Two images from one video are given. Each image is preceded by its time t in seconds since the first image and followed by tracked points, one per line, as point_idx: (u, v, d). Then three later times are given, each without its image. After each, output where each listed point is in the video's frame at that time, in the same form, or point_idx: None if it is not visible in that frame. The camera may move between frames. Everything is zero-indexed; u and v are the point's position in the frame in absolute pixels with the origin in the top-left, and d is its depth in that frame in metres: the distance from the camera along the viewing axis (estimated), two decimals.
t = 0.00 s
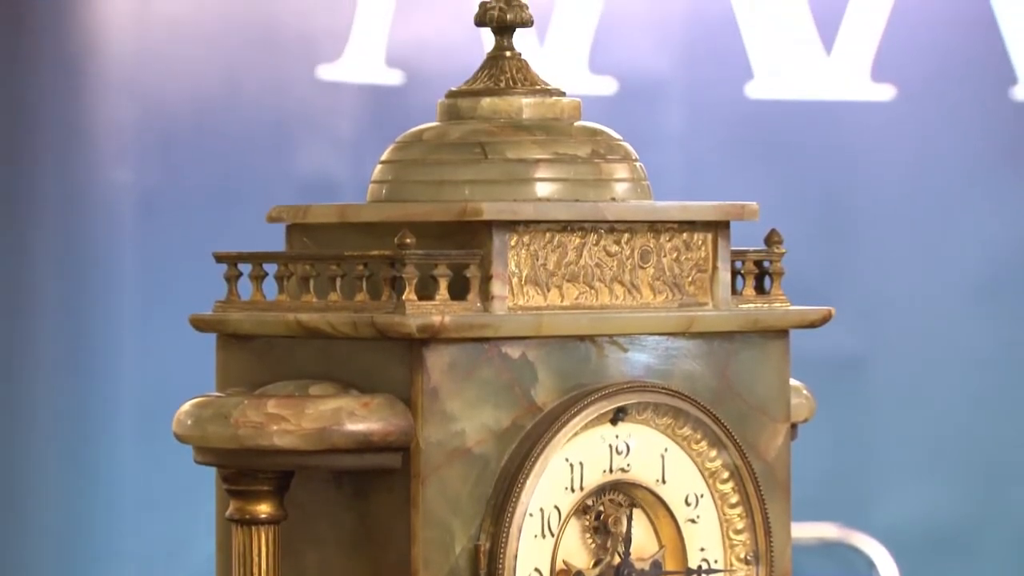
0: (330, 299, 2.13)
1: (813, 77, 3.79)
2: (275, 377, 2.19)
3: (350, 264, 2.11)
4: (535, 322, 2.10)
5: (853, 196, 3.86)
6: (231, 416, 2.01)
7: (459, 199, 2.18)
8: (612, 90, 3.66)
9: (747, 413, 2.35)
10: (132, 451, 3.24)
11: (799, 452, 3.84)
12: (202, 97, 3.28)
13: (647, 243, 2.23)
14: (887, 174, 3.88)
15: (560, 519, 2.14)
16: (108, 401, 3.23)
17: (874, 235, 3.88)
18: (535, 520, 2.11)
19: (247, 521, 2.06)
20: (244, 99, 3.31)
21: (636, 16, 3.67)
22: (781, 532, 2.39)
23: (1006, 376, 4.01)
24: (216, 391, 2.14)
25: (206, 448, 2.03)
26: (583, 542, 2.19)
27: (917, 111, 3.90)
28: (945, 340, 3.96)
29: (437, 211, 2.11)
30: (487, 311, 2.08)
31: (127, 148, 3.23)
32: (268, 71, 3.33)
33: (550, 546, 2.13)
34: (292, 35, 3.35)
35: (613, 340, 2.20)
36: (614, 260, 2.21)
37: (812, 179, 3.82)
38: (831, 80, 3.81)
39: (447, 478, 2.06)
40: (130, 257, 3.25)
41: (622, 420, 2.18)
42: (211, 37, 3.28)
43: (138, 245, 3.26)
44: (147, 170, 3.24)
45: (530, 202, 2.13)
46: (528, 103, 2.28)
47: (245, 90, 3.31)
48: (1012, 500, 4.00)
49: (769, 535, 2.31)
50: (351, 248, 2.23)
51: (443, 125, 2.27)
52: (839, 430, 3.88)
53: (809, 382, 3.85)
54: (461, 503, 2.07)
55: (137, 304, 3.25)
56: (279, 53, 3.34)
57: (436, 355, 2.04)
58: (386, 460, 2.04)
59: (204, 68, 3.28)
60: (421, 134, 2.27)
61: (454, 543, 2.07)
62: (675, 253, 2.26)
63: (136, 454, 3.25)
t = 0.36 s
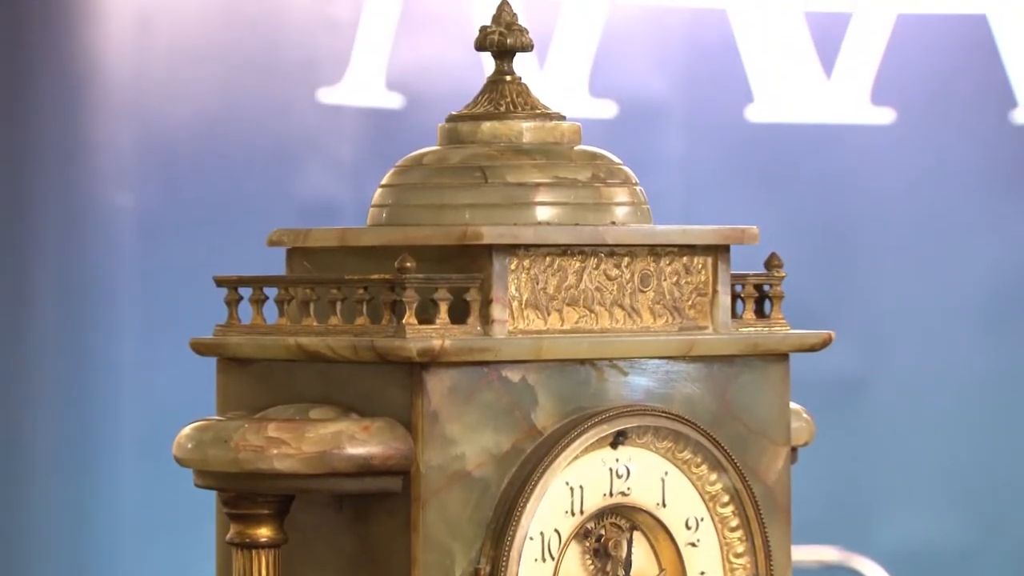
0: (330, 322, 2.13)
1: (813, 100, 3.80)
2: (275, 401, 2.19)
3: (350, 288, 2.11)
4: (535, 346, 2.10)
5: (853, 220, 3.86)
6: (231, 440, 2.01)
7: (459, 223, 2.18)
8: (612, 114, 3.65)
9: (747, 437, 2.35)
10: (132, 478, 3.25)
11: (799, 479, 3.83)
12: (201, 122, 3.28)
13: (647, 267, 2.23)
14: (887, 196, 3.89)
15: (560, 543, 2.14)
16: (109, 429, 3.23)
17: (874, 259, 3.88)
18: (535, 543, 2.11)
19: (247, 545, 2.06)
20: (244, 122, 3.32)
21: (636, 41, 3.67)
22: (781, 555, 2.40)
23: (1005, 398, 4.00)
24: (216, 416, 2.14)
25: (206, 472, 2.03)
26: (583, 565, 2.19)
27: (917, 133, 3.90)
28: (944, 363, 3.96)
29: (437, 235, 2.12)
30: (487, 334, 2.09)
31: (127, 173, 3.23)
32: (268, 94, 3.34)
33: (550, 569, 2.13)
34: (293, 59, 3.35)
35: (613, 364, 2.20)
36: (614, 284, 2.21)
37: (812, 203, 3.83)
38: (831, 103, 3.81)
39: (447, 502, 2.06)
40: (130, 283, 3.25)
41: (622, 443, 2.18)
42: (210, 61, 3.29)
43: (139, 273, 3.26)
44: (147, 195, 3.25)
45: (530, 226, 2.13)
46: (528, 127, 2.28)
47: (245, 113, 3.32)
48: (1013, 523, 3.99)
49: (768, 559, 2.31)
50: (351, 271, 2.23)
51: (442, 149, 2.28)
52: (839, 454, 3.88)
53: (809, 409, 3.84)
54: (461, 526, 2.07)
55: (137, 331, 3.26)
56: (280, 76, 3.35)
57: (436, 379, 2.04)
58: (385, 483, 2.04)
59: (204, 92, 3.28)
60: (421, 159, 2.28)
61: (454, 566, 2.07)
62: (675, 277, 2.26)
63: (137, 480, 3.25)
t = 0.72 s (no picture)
0: (331, 336, 2.13)
1: (813, 113, 3.80)
2: (276, 415, 2.20)
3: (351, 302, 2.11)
4: (535, 359, 2.10)
5: (853, 233, 3.86)
6: (231, 453, 2.01)
7: (460, 237, 2.18)
8: (612, 127, 3.66)
9: (747, 450, 2.35)
10: (133, 491, 3.25)
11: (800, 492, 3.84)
12: (202, 135, 3.28)
13: (647, 281, 2.24)
14: (887, 209, 3.89)
15: (560, 556, 2.15)
16: (110, 441, 3.23)
17: (874, 272, 3.88)
18: (535, 556, 2.12)
19: (247, 559, 2.06)
20: (245, 136, 3.32)
21: (637, 54, 3.68)
22: (781, 568, 2.40)
23: (1005, 410, 3.99)
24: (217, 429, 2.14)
25: (206, 485, 2.03)
26: None
27: (917, 146, 3.90)
28: (944, 376, 3.96)
29: (437, 249, 2.12)
30: (487, 348, 2.09)
31: (127, 186, 3.23)
32: (268, 106, 3.34)
33: None
34: (293, 72, 3.35)
35: (613, 378, 2.20)
36: (614, 298, 2.21)
37: (812, 217, 3.83)
38: (832, 117, 3.81)
39: (447, 515, 2.06)
40: (131, 296, 3.25)
41: (622, 457, 2.18)
42: (210, 75, 3.29)
43: (140, 286, 3.26)
44: (147, 208, 3.25)
45: (530, 240, 2.13)
46: (528, 141, 2.28)
47: (245, 126, 3.32)
48: (1015, 535, 3.98)
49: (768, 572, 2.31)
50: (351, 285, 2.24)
51: (443, 163, 2.28)
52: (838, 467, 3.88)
53: (809, 422, 3.85)
54: (461, 540, 2.07)
55: (138, 345, 3.26)
56: (280, 89, 3.35)
57: (437, 393, 2.04)
58: (386, 497, 2.04)
59: (204, 105, 3.28)
60: (421, 172, 2.28)
61: None
62: (675, 291, 2.26)
63: (138, 494, 3.25)
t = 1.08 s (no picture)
0: (330, 335, 2.13)
1: (814, 113, 3.80)
2: (276, 415, 2.20)
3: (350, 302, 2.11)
4: (535, 359, 2.10)
5: (853, 232, 3.86)
6: (231, 453, 2.01)
7: (459, 237, 2.18)
8: (612, 127, 3.67)
9: (748, 450, 2.35)
10: (133, 490, 3.25)
11: (800, 493, 3.84)
12: (201, 135, 3.29)
13: (647, 281, 2.24)
14: (887, 209, 3.89)
15: (560, 556, 2.15)
16: (110, 441, 3.23)
17: (874, 272, 3.88)
18: (536, 557, 2.12)
19: (247, 558, 2.06)
20: (245, 135, 3.32)
21: (637, 54, 3.68)
22: (780, 567, 2.40)
23: (1005, 410, 3.99)
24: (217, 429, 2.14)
25: (206, 485, 2.03)
26: None
27: (917, 146, 3.90)
28: (943, 376, 3.96)
29: (437, 249, 2.12)
30: (487, 348, 2.09)
31: (128, 187, 3.23)
32: (268, 106, 3.34)
33: None
34: (292, 72, 3.36)
35: (613, 378, 2.20)
36: (614, 298, 2.21)
37: (812, 216, 3.83)
38: (832, 117, 3.81)
39: (447, 515, 2.06)
40: (131, 296, 3.25)
41: (622, 457, 2.18)
42: (210, 75, 3.29)
43: (140, 287, 3.26)
44: (148, 208, 3.25)
45: (530, 240, 2.13)
46: (528, 141, 2.28)
47: (244, 126, 3.32)
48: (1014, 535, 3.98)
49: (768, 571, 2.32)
50: (351, 285, 2.24)
51: (442, 163, 2.28)
52: (838, 467, 3.88)
53: (809, 423, 3.85)
54: (461, 540, 2.07)
55: (138, 345, 3.26)
56: (279, 89, 3.35)
57: (436, 393, 2.04)
58: (387, 497, 2.04)
59: (204, 105, 3.28)
60: (421, 173, 2.28)
61: None
62: (675, 291, 2.26)
63: (138, 493, 3.25)
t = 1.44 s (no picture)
0: (331, 335, 2.13)
1: (814, 113, 3.80)
2: (276, 414, 2.20)
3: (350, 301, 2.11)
4: (535, 359, 2.10)
5: (853, 231, 3.86)
6: (231, 453, 2.01)
7: (459, 237, 2.18)
8: (612, 127, 3.66)
9: (748, 450, 2.35)
10: (134, 489, 3.25)
11: (801, 492, 3.84)
12: (202, 135, 3.28)
13: (647, 280, 2.24)
14: (887, 209, 3.89)
15: (560, 555, 2.15)
16: (110, 440, 3.23)
17: (874, 271, 3.89)
18: (536, 556, 2.12)
19: (247, 558, 2.06)
20: (245, 135, 3.32)
21: (637, 54, 3.67)
22: (780, 566, 2.40)
23: (1005, 409, 3.99)
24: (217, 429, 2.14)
25: (206, 484, 2.04)
26: None
27: (917, 145, 3.90)
28: (944, 375, 3.96)
29: (437, 249, 2.12)
30: (487, 348, 2.09)
31: (127, 186, 3.23)
32: (268, 106, 3.34)
33: None
34: (293, 72, 3.35)
35: (613, 377, 2.20)
36: (614, 298, 2.21)
37: (812, 215, 3.83)
38: (832, 116, 3.81)
39: (447, 515, 2.06)
40: (130, 296, 3.25)
41: (622, 456, 2.18)
42: (209, 75, 3.29)
43: (140, 287, 3.26)
44: (148, 208, 3.25)
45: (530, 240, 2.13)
46: (528, 141, 2.28)
47: (245, 125, 3.31)
48: (1014, 534, 3.98)
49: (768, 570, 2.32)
50: (351, 285, 2.24)
51: (442, 163, 2.28)
52: (839, 466, 3.88)
53: (809, 423, 3.85)
54: (461, 539, 2.07)
55: (138, 344, 3.26)
56: (279, 89, 3.35)
57: (436, 392, 2.04)
58: (387, 496, 2.04)
59: (203, 105, 3.28)
60: (421, 172, 2.28)
61: None
62: (675, 290, 2.26)
63: (139, 492, 3.25)
